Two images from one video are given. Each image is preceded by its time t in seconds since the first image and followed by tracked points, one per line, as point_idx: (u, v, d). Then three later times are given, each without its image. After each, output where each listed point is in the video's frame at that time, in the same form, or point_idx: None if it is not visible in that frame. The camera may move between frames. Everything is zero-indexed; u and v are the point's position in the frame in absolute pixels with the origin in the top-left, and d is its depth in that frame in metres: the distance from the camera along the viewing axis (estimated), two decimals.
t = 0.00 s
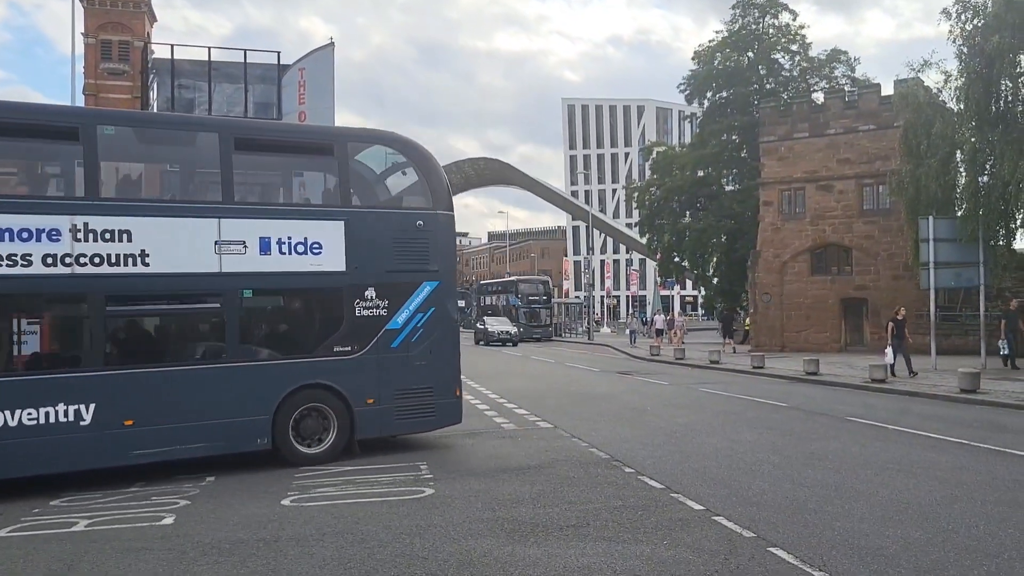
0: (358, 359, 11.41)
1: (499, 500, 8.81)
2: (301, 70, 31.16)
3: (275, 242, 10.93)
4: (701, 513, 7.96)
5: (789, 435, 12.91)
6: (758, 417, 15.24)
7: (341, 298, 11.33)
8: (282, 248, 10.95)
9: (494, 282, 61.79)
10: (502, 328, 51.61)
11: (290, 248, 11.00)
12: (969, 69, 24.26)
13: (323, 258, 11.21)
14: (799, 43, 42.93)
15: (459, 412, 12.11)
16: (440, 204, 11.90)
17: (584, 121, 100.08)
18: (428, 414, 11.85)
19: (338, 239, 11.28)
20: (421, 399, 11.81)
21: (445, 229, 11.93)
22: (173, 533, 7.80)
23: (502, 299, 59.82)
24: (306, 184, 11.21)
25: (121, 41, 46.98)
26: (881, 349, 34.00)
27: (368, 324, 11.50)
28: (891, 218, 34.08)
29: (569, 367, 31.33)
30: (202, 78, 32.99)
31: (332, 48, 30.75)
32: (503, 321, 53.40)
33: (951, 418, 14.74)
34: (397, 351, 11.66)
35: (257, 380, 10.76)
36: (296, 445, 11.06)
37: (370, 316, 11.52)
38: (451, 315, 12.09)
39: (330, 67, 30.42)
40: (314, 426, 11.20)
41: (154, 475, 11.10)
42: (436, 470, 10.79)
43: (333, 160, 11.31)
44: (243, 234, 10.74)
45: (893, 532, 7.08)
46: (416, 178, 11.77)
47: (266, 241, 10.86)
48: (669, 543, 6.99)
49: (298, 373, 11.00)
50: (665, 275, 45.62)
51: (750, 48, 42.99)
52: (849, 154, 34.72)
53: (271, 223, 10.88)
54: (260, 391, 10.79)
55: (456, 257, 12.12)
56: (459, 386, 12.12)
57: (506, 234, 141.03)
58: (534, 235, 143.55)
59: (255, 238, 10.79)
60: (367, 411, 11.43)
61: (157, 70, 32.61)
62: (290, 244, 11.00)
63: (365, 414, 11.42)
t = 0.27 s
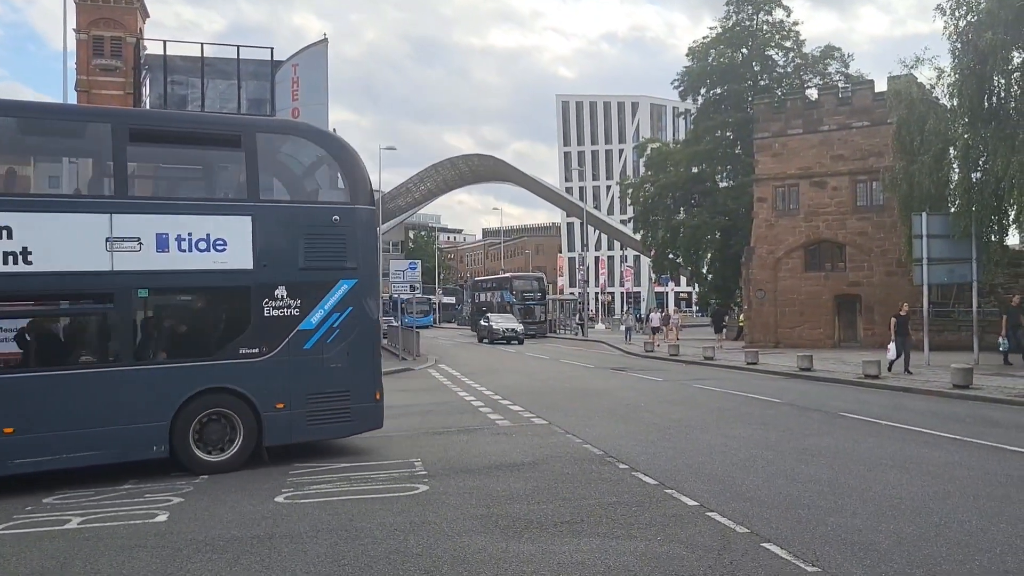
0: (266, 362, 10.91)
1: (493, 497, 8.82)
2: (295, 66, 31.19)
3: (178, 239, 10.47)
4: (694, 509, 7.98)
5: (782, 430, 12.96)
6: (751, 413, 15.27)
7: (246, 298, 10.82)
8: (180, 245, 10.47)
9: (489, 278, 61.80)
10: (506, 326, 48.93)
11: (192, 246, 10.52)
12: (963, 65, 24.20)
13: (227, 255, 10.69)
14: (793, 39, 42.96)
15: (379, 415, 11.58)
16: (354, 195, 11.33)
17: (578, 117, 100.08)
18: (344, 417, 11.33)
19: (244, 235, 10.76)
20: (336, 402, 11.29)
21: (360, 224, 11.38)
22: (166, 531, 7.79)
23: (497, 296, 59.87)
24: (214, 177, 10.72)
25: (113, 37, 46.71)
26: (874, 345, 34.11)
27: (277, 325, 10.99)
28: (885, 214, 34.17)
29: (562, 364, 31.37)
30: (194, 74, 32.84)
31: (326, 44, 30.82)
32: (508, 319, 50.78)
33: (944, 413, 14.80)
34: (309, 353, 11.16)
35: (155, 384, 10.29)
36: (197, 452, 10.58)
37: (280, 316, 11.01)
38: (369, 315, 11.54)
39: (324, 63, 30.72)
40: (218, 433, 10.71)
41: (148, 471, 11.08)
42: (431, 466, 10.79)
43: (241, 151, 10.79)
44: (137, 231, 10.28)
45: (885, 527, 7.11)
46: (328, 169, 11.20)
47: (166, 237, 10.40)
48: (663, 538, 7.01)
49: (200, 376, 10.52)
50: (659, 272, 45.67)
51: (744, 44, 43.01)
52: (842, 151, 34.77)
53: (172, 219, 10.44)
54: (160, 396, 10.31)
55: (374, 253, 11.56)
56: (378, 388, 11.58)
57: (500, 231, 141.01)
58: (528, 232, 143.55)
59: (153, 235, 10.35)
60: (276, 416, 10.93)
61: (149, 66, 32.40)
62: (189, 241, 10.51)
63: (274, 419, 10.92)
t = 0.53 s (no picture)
0: (167, 363, 10.02)
1: (489, 493, 8.83)
2: (291, 62, 31.22)
3: (69, 234, 9.61)
4: (688, 505, 8.00)
5: (777, 426, 12.99)
6: (746, 409, 15.30)
7: (143, 297, 9.95)
8: (73, 240, 9.62)
9: (484, 274, 61.84)
10: (513, 324, 46.27)
11: (83, 242, 9.66)
12: (958, 62, 24.20)
13: (124, 250, 9.85)
14: (789, 36, 43.03)
15: (294, 419, 10.75)
16: (266, 186, 10.50)
17: (574, 113, 100.12)
18: (255, 422, 10.47)
19: (143, 230, 9.92)
20: (247, 405, 10.43)
21: (272, 216, 10.54)
22: (161, 527, 7.78)
23: (492, 292, 59.96)
24: (108, 167, 9.89)
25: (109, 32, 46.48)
26: (869, 341, 34.21)
27: (180, 325, 10.12)
28: (880, 211, 34.24)
29: (558, 360, 31.39)
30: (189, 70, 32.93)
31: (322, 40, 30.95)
32: (513, 316, 48.17)
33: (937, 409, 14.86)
34: (214, 354, 10.29)
35: (44, 387, 9.40)
36: (88, 459, 9.66)
37: (184, 316, 10.15)
38: (283, 311, 10.68)
39: (320, 59, 31.04)
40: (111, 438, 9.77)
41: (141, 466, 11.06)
42: (426, 462, 10.80)
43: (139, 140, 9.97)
44: (23, 225, 9.41)
45: (880, 523, 7.13)
46: (238, 158, 10.40)
47: (55, 232, 9.54)
48: (658, 534, 7.02)
49: (92, 381, 9.62)
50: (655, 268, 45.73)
51: (740, 41, 43.08)
52: (838, 148, 34.83)
53: (61, 212, 9.58)
54: (48, 400, 9.43)
55: (288, 245, 10.70)
56: (293, 391, 10.74)
57: (496, 227, 141.02)
58: (524, 228, 143.65)
59: (40, 229, 9.48)
60: (178, 421, 10.05)
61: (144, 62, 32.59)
62: (82, 236, 9.68)
63: (176, 424, 10.03)
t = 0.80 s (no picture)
0: (58, 368, 9.61)
1: (485, 490, 8.81)
2: (285, 59, 31.13)
3: None
4: (684, 502, 7.99)
5: (773, 423, 13.00)
6: (742, 406, 15.30)
7: (34, 297, 9.62)
8: None
9: (480, 272, 61.81)
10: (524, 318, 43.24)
11: None
12: (954, 58, 24.19)
13: (10, 248, 9.51)
14: (784, 33, 43.06)
15: (200, 426, 10.26)
16: (168, 182, 10.18)
17: (570, 110, 100.07)
18: (156, 429, 9.96)
19: (32, 226, 9.59)
20: (148, 411, 9.92)
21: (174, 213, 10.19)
22: (156, 525, 7.75)
23: (488, 290, 59.94)
24: None
25: (103, 30, 46.70)
26: (865, 338, 34.25)
27: (75, 327, 9.73)
28: (876, 208, 34.25)
29: (554, 357, 31.38)
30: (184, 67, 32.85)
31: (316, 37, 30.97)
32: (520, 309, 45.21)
33: (932, 405, 14.87)
34: (111, 358, 9.84)
35: None
36: None
37: (76, 318, 9.75)
38: (187, 312, 10.22)
39: (315, 56, 30.96)
40: None
41: (137, 464, 11.03)
42: (422, 459, 10.78)
43: (30, 133, 9.69)
44: None
45: (876, 519, 7.12)
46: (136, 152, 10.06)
47: None
48: (653, 531, 7.01)
49: None
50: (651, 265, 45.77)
51: (736, 38, 43.09)
52: (833, 144, 34.83)
53: None
54: None
55: (193, 245, 10.32)
56: (197, 397, 10.23)
57: (492, 224, 140.96)
58: (520, 226, 143.58)
59: None
60: (71, 429, 9.59)
61: (138, 60, 32.54)
62: None
63: (68, 432, 9.57)
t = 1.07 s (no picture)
0: None
1: (483, 486, 8.79)
2: (283, 54, 31.14)
3: None
4: (682, 497, 7.98)
5: (771, 419, 12.99)
6: (740, 402, 15.30)
7: None
8: None
9: (478, 268, 61.79)
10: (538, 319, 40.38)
11: None
12: (952, 54, 24.19)
13: None
14: (782, 28, 43.01)
15: (97, 431, 9.74)
16: (68, 173, 9.59)
17: (567, 106, 100.05)
18: (49, 435, 9.37)
19: None
20: (40, 416, 9.33)
21: (74, 205, 9.62)
22: (153, 521, 7.73)
23: (485, 286, 59.95)
24: None
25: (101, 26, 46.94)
26: (862, 334, 34.26)
27: None
28: (874, 204, 34.25)
29: (551, 353, 31.38)
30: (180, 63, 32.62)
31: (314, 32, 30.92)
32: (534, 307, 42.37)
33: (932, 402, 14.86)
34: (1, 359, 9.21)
35: None
36: None
37: None
38: (84, 311, 9.65)
39: (313, 52, 30.91)
40: None
41: (134, 459, 11.01)
42: (420, 455, 10.76)
43: None
44: None
45: (875, 515, 7.11)
46: (33, 140, 9.45)
47: None
48: (651, 526, 7.00)
49: None
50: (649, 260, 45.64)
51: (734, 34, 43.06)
52: (831, 140, 34.83)
53: None
54: None
55: (93, 239, 9.74)
56: (95, 401, 9.71)
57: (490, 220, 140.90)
58: (517, 222, 143.53)
59: None
60: None
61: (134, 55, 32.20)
62: None
63: None
